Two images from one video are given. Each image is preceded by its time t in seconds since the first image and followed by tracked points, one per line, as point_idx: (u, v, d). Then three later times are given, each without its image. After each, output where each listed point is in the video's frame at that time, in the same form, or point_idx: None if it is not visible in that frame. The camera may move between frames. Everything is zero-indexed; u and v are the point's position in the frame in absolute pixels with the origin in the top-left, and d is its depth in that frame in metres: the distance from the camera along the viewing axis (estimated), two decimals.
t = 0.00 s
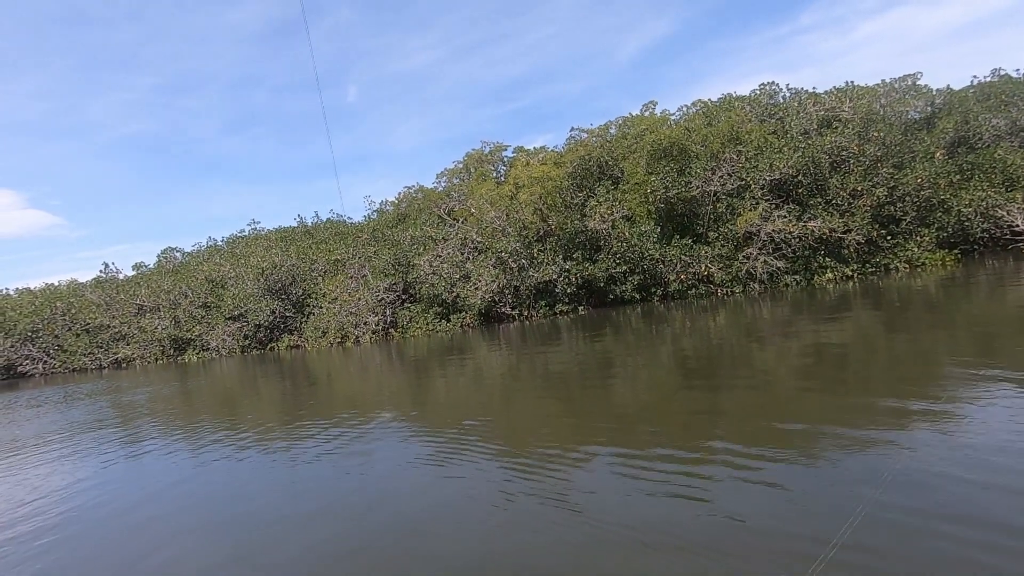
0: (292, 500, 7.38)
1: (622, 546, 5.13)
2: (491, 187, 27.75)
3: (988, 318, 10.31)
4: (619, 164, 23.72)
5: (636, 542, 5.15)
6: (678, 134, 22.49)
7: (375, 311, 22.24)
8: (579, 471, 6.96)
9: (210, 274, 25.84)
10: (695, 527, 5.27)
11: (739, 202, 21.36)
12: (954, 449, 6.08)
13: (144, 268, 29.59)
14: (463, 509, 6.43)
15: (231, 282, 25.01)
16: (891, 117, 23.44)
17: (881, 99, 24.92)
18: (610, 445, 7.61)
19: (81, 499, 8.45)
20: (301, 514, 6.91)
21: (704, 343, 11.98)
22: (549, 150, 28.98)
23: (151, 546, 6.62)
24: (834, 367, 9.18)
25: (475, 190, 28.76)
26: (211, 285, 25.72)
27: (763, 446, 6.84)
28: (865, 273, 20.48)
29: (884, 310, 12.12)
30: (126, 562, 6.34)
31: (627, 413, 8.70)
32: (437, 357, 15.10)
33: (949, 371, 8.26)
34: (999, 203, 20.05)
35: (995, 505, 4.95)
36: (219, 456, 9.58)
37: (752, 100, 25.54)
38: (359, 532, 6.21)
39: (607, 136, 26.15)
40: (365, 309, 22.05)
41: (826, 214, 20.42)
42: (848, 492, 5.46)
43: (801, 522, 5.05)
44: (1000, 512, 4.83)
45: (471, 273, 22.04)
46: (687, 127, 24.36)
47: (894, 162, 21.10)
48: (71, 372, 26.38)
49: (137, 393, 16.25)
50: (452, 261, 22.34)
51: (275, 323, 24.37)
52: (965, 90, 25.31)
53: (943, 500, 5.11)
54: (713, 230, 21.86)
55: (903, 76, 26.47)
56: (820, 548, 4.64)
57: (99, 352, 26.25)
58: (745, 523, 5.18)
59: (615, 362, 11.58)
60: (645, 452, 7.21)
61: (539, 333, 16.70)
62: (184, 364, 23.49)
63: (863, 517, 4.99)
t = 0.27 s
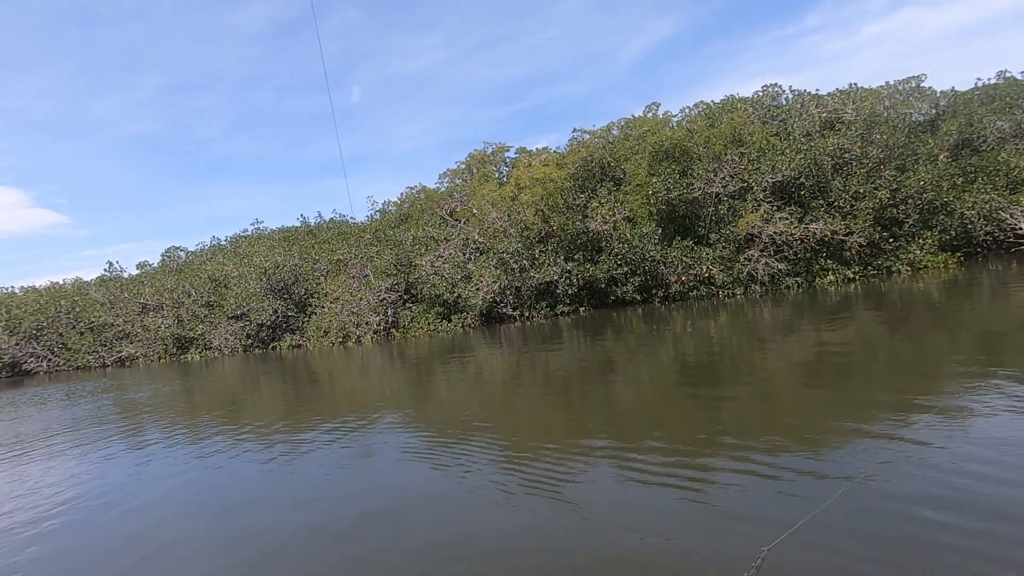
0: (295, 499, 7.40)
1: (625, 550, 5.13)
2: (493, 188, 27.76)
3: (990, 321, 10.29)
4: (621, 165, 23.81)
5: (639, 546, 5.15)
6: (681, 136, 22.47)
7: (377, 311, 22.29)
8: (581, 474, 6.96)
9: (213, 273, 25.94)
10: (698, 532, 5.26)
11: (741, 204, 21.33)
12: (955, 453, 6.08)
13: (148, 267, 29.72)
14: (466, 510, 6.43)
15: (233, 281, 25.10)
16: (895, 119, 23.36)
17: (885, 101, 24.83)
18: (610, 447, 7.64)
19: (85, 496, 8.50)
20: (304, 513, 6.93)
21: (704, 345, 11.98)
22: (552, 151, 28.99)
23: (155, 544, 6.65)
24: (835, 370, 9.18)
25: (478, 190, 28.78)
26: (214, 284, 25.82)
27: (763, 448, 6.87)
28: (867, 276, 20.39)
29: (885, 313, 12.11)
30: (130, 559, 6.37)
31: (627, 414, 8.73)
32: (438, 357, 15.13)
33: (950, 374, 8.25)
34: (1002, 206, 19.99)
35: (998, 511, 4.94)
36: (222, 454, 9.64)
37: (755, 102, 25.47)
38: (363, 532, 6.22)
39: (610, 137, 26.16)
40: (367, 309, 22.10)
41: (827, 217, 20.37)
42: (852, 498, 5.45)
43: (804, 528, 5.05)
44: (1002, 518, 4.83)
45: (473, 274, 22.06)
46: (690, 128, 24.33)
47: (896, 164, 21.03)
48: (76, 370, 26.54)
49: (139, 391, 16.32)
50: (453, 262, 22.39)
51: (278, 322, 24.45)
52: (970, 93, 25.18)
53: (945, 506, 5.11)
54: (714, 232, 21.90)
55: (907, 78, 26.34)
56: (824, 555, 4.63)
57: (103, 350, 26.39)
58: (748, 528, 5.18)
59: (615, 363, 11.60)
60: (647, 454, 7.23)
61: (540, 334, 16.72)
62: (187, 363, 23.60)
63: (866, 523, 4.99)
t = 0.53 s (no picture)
0: (296, 497, 7.39)
1: (627, 548, 5.09)
2: (494, 188, 27.77)
3: (990, 321, 10.28)
4: (622, 165, 23.88)
5: (641, 544, 5.12)
6: (681, 136, 22.36)
7: (377, 310, 22.33)
8: (582, 472, 6.95)
9: (215, 272, 26.00)
10: (700, 529, 5.23)
11: (742, 204, 21.29)
12: (956, 451, 6.06)
13: (150, 266, 29.82)
14: (467, 509, 6.41)
15: (235, 280, 25.16)
16: (896, 119, 23.29)
17: (887, 101, 24.76)
18: (610, 446, 7.64)
19: (86, 493, 8.53)
20: (304, 512, 6.91)
21: (704, 345, 11.97)
22: (552, 151, 29.00)
23: (156, 541, 6.64)
24: (835, 370, 9.17)
25: (478, 190, 28.80)
26: (216, 283, 25.88)
27: (762, 446, 6.87)
28: (868, 276, 20.32)
29: (886, 313, 12.09)
30: (131, 557, 6.36)
31: (626, 413, 8.74)
32: (438, 356, 15.16)
33: (951, 373, 8.23)
34: (1004, 206, 19.96)
35: (1000, 507, 4.92)
36: (224, 452, 9.67)
37: (756, 102, 25.35)
38: (363, 531, 6.20)
39: (611, 137, 26.17)
40: (367, 308, 22.14)
41: (828, 217, 20.32)
42: (854, 495, 5.42)
43: (807, 524, 5.02)
44: (1005, 514, 4.80)
45: (473, 274, 22.07)
46: (691, 128, 24.31)
47: (897, 164, 20.98)
48: (79, 369, 26.64)
49: (140, 389, 16.37)
50: (454, 261, 22.42)
51: (279, 321, 24.50)
52: (972, 92, 25.09)
53: (947, 502, 5.09)
54: (715, 232, 21.90)
55: (909, 78, 26.24)
56: (826, 551, 4.59)
57: (106, 349, 26.49)
58: (750, 525, 5.15)
59: (614, 363, 11.61)
60: (647, 453, 7.22)
61: (540, 333, 16.74)
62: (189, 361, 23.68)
63: (868, 519, 4.96)
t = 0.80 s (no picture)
0: (294, 496, 7.40)
1: (625, 550, 5.10)
2: (494, 187, 27.78)
3: (988, 323, 10.28)
4: (622, 165, 23.89)
5: (639, 545, 5.12)
6: (681, 136, 22.34)
7: (377, 308, 22.37)
8: (580, 474, 6.95)
9: (216, 270, 26.05)
10: (698, 532, 5.23)
11: (741, 204, 21.28)
12: (952, 455, 6.07)
13: (152, 263, 29.89)
14: (465, 509, 6.41)
15: (236, 278, 25.20)
16: (897, 120, 23.26)
17: (888, 101, 24.71)
18: (607, 446, 7.66)
19: (86, 490, 8.57)
20: (302, 510, 6.93)
21: (702, 345, 11.97)
22: (553, 151, 29.00)
23: (155, 539, 6.66)
24: (833, 372, 9.17)
25: (478, 189, 28.82)
26: (217, 281, 25.93)
27: (759, 448, 6.89)
28: (867, 277, 20.33)
29: (885, 315, 12.09)
30: (130, 554, 6.37)
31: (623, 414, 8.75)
32: (437, 355, 15.20)
33: (948, 376, 8.23)
34: (1004, 208, 19.94)
35: (995, 513, 4.92)
36: (223, 450, 9.71)
37: (755, 102, 25.24)
38: (361, 530, 6.20)
39: (611, 137, 26.17)
40: (367, 307, 22.18)
41: (828, 217, 20.31)
42: (851, 499, 5.42)
43: (803, 529, 5.02)
44: (1000, 520, 4.81)
45: (473, 273, 22.10)
46: (691, 128, 24.29)
47: (898, 165, 20.97)
48: (80, 365, 26.73)
49: (141, 387, 16.44)
50: (454, 260, 22.44)
51: (279, 319, 24.56)
52: (974, 93, 25.04)
53: (942, 508, 5.10)
54: (714, 232, 21.90)
55: (911, 78, 26.18)
56: (822, 556, 4.60)
57: (107, 346, 26.58)
58: (747, 529, 5.15)
59: (612, 363, 11.62)
60: (645, 454, 7.23)
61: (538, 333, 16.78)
62: (189, 359, 23.75)
63: (864, 524, 4.97)
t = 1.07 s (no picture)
0: (292, 492, 7.38)
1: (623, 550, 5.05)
2: (495, 185, 27.78)
3: (987, 327, 10.26)
4: (623, 164, 23.92)
5: (637, 544, 5.09)
6: (682, 136, 22.28)
7: (377, 305, 22.41)
8: (577, 471, 6.93)
9: (217, 266, 26.11)
10: (698, 531, 5.20)
11: (742, 205, 21.26)
12: (950, 457, 6.05)
13: (153, 258, 29.95)
14: (462, 506, 6.39)
15: (236, 274, 25.25)
16: (900, 121, 23.21)
17: (891, 103, 24.65)
18: (605, 444, 7.66)
19: (85, 484, 8.58)
20: (301, 506, 6.91)
21: (701, 346, 11.96)
22: (553, 149, 29.01)
23: (153, 534, 6.65)
24: (831, 373, 9.16)
25: (479, 187, 28.82)
26: (217, 276, 26.00)
27: (755, 448, 6.89)
28: (866, 279, 20.35)
29: (883, 317, 12.07)
30: (128, 549, 6.37)
31: (621, 413, 8.74)
32: (436, 353, 15.23)
33: (946, 379, 8.22)
34: (1005, 211, 19.89)
35: (994, 515, 4.90)
36: (222, 444, 9.73)
37: (757, 102, 25.07)
38: (358, 526, 6.18)
39: (612, 137, 26.18)
40: (367, 304, 22.21)
41: (828, 219, 20.28)
42: (850, 500, 5.40)
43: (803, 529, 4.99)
44: (999, 522, 4.78)
45: (473, 271, 22.12)
46: (692, 128, 24.25)
47: (900, 167, 20.94)
48: (81, 359, 26.82)
49: (142, 380, 16.54)
50: (454, 258, 22.46)
51: (279, 315, 24.60)
52: (978, 96, 24.95)
53: (939, 508, 5.09)
54: (714, 232, 21.88)
55: (914, 80, 26.10)
56: (820, 556, 4.58)
57: (108, 340, 26.66)
58: (746, 528, 5.12)
59: (611, 362, 11.64)
60: (644, 452, 7.22)
61: (537, 331, 16.82)
62: (189, 354, 23.82)
63: (864, 524, 4.95)
